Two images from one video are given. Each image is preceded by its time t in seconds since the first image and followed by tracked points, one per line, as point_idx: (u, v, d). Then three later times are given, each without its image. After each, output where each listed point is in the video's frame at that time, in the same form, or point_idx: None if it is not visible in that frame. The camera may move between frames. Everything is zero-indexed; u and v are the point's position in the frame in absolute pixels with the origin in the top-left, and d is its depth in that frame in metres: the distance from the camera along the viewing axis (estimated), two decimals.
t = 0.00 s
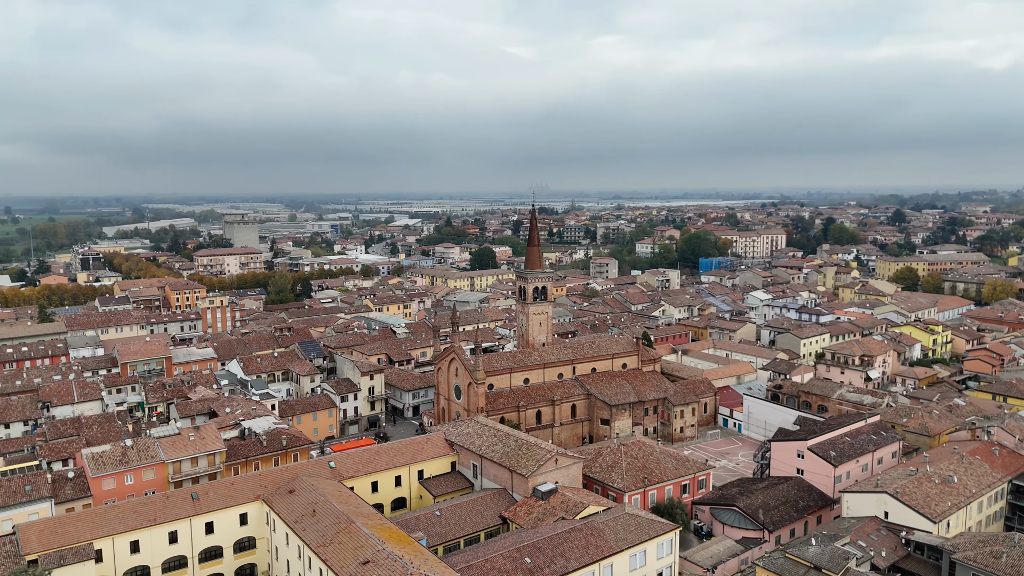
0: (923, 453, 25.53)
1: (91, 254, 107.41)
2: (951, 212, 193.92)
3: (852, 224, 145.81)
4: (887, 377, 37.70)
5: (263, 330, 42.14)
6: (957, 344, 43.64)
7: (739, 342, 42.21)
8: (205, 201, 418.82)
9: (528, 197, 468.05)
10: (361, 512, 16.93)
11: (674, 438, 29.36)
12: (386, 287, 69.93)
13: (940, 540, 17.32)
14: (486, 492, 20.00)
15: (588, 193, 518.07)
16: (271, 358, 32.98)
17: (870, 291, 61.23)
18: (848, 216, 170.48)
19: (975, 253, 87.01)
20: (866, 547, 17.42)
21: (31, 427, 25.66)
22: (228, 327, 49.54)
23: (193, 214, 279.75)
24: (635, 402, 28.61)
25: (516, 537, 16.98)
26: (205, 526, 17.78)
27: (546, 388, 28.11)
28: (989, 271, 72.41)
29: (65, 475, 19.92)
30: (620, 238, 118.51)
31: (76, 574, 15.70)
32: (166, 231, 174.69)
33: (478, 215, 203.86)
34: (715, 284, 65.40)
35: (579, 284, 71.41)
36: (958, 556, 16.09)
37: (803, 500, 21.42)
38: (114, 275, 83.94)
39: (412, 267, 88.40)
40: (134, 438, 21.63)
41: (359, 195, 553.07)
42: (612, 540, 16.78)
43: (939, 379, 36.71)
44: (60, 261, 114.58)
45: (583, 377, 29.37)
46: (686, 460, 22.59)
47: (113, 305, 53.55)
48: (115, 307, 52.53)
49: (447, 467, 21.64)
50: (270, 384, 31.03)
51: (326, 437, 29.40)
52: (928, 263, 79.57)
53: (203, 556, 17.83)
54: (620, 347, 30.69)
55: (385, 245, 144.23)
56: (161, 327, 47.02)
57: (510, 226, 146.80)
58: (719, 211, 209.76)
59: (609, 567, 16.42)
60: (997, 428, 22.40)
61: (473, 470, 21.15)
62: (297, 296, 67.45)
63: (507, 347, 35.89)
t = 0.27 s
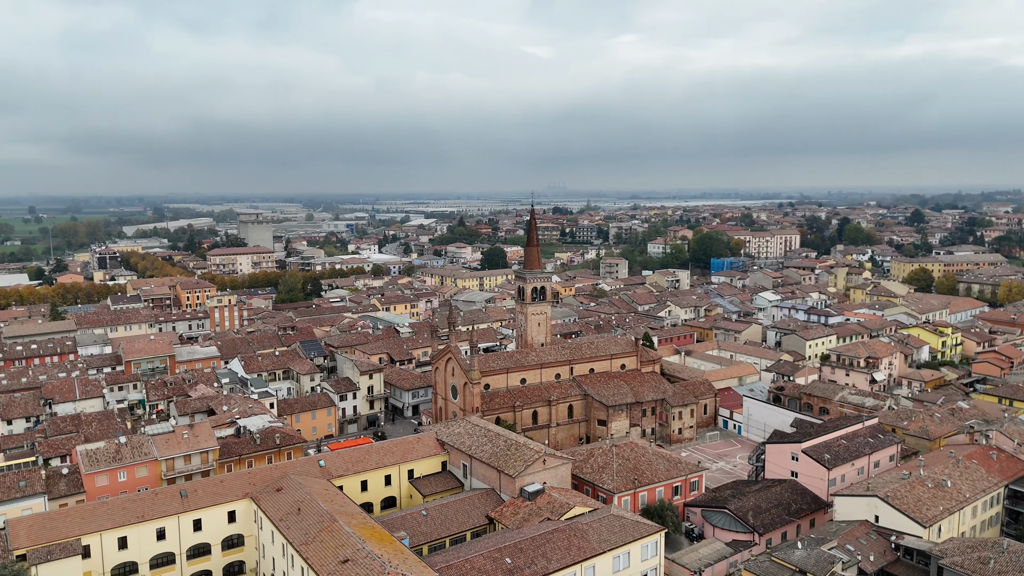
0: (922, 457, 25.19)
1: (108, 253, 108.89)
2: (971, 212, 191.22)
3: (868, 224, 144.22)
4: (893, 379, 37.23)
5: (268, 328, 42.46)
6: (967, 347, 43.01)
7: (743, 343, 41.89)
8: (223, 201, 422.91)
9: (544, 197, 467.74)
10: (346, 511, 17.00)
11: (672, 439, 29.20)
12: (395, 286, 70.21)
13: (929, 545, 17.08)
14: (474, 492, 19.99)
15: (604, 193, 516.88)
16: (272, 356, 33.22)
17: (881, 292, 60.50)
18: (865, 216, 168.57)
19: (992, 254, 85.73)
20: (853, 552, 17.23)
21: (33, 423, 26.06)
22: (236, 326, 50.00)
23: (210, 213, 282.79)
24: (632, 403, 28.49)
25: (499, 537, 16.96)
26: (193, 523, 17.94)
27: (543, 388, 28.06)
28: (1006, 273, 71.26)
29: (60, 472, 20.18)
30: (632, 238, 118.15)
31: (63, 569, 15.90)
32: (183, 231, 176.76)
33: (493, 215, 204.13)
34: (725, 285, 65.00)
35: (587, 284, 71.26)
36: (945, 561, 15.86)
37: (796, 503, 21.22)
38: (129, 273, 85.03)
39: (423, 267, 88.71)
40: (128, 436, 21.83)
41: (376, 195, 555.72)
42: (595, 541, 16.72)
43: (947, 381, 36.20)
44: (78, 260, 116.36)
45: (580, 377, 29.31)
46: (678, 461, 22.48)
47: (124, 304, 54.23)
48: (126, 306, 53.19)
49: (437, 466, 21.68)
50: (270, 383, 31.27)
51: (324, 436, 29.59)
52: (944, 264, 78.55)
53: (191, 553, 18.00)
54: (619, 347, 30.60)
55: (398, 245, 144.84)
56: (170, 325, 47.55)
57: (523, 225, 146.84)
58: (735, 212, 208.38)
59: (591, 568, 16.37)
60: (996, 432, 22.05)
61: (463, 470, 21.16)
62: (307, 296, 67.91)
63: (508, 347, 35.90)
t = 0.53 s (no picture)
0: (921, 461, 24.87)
1: (125, 253, 110.32)
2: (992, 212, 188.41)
3: (886, 224, 142.51)
4: (899, 381, 36.79)
5: (273, 327, 42.79)
6: (977, 349, 42.38)
7: (748, 344, 41.59)
8: (240, 201, 426.32)
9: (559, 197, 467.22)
10: (330, 509, 17.10)
11: (670, 441, 29.06)
12: (404, 286, 70.49)
13: (918, 549, 16.88)
14: (462, 492, 20.04)
15: (620, 193, 515.34)
16: (274, 355, 33.47)
17: (893, 293, 59.79)
18: (883, 216, 166.58)
19: (1010, 256, 84.29)
20: (840, 556, 17.08)
21: (36, 420, 26.48)
22: (243, 325, 50.43)
23: (228, 213, 285.54)
24: (629, 404, 28.37)
25: (482, 537, 16.99)
26: (182, 520, 18.14)
27: (539, 389, 28.03)
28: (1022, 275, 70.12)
29: (54, 468, 20.45)
30: (645, 238, 117.69)
31: (51, 564, 16.13)
32: (200, 231, 178.70)
33: (507, 215, 204.19)
34: (734, 285, 64.58)
35: (596, 284, 71.09)
36: (931, 566, 15.68)
37: (788, 506, 21.04)
38: (144, 272, 86.09)
39: (434, 267, 88.96)
40: (124, 433, 22.09)
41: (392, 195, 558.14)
42: (577, 542, 16.69)
43: (954, 384, 35.70)
44: (96, 259, 118.04)
45: (578, 378, 29.25)
46: (670, 463, 22.38)
47: (135, 303, 54.93)
48: (137, 304, 53.84)
49: (428, 466, 21.75)
50: (271, 382, 31.51)
51: (323, 435, 29.78)
52: (960, 265, 77.44)
53: (179, 550, 18.20)
54: (617, 348, 30.50)
55: (411, 245, 145.41)
56: (178, 324, 48.08)
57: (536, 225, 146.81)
58: (751, 212, 207.05)
59: (573, 569, 16.33)
60: (993, 436, 21.75)
61: (453, 469, 21.22)
62: (316, 295, 68.35)
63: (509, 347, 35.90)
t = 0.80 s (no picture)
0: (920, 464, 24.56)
1: (140, 251, 111.57)
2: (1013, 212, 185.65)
3: (902, 224, 140.87)
4: (904, 384, 36.35)
5: (278, 326, 43.10)
6: (987, 351, 41.76)
7: (753, 345, 41.27)
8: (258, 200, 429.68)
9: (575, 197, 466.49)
10: (314, 508, 17.18)
11: (667, 442, 28.92)
12: (413, 285, 70.74)
13: (905, 554, 16.70)
14: (450, 491, 20.07)
15: (636, 193, 513.49)
16: (276, 354, 33.72)
17: (905, 293, 59.08)
18: (900, 216, 164.84)
19: None
20: (826, 559, 16.92)
21: (38, 416, 26.86)
22: (251, 323, 50.85)
23: (244, 212, 287.84)
24: (626, 405, 28.27)
25: (465, 537, 17.00)
26: (171, 517, 18.31)
27: (535, 389, 28.01)
28: None
29: (49, 465, 20.74)
30: (657, 238, 117.20)
31: (38, 559, 16.34)
32: (216, 229, 180.36)
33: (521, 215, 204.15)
34: (744, 285, 64.14)
35: (605, 284, 70.92)
36: (915, 571, 15.49)
37: (779, 509, 20.88)
38: (158, 271, 87.07)
39: (444, 266, 89.15)
40: (119, 430, 22.35)
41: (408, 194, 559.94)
42: (560, 543, 16.66)
43: (960, 387, 35.22)
44: (113, 258, 119.67)
45: (575, 378, 29.19)
46: (662, 464, 22.28)
47: (146, 301, 55.58)
48: (147, 303, 54.47)
49: (419, 465, 21.81)
50: (271, 380, 31.75)
51: (322, 433, 29.97)
52: (975, 265, 76.35)
53: (168, 546, 18.36)
54: (616, 348, 30.41)
55: (424, 244, 145.82)
56: (186, 322, 48.58)
57: (549, 225, 146.70)
58: (766, 211, 205.56)
59: (554, 569, 16.31)
60: (990, 439, 21.43)
61: (443, 469, 21.25)
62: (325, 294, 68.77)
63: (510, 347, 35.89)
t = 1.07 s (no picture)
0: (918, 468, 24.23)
1: (156, 251, 112.81)
2: None
3: (920, 225, 139.05)
4: (910, 386, 35.88)
5: (283, 326, 43.41)
6: (998, 354, 41.13)
7: (757, 347, 40.95)
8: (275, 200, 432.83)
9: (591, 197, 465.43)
10: (300, 507, 17.26)
11: (665, 443, 28.76)
12: (423, 285, 70.93)
13: (892, 559, 16.50)
14: (439, 491, 20.10)
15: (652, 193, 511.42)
16: (277, 353, 33.96)
17: (917, 295, 58.34)
18: (919, 216, 162.84)
19: None
20: (812, 563, 16.76)
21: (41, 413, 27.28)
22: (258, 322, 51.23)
23: (261, 212, 289.96)
24: (623, 406, 28.15)
25: (449, 537, 17.02)
26: (160, 514, 18.49)
27: (532, 389, 27.98)
28: None
29: (45, 461, 21.05)
30: (670, 238, 116.62)
31: (27, 554, 16.57)
32: (233, 229, 181.96)
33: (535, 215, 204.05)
34: (753, 286, 63.64)
35: (614, 285, 70.71)
36: None
37: (771, 512, 20.67)
38: (172, 270, 88.04)
39: (454, 266, 89.28)
40: (116, 427, 22.62)
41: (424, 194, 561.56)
42: (543, 544, 16.60)
43: (967, 391, 34.72)
44: (130, 257, 121.20)
45: (573, 378, 29.12)
46: (654, 466, 22.15)
47: (157, 300, 56.21)
48: (158, 302, 55.09)
49: (410, 464, 21.87)
50: (271, 379, 31.99)
51: (321, 432, 30.15)
52: (992, 267, 75.24)
53: (157, 543, 18.54)
54: (614, 349, 30.30)
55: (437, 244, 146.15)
56: (194, 321, 49.08)
57: (562, 225, 146.51)
58: (783, 212, 203.93)
59: (537, 571, 16.28)
60: (988, 444, 21.12)
61: (433, 469, 21.27)
62: (335, 294, 69.16)
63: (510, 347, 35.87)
